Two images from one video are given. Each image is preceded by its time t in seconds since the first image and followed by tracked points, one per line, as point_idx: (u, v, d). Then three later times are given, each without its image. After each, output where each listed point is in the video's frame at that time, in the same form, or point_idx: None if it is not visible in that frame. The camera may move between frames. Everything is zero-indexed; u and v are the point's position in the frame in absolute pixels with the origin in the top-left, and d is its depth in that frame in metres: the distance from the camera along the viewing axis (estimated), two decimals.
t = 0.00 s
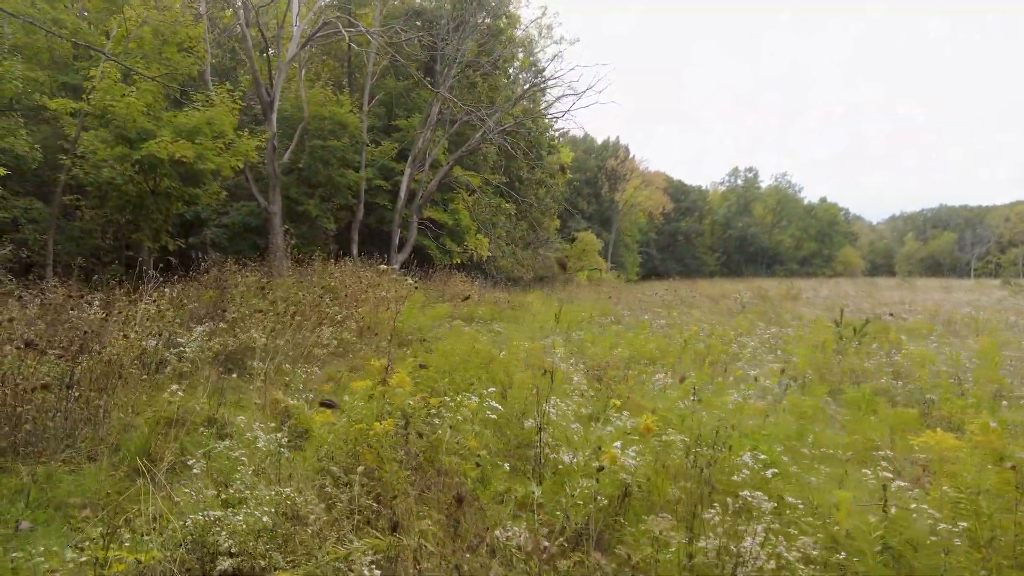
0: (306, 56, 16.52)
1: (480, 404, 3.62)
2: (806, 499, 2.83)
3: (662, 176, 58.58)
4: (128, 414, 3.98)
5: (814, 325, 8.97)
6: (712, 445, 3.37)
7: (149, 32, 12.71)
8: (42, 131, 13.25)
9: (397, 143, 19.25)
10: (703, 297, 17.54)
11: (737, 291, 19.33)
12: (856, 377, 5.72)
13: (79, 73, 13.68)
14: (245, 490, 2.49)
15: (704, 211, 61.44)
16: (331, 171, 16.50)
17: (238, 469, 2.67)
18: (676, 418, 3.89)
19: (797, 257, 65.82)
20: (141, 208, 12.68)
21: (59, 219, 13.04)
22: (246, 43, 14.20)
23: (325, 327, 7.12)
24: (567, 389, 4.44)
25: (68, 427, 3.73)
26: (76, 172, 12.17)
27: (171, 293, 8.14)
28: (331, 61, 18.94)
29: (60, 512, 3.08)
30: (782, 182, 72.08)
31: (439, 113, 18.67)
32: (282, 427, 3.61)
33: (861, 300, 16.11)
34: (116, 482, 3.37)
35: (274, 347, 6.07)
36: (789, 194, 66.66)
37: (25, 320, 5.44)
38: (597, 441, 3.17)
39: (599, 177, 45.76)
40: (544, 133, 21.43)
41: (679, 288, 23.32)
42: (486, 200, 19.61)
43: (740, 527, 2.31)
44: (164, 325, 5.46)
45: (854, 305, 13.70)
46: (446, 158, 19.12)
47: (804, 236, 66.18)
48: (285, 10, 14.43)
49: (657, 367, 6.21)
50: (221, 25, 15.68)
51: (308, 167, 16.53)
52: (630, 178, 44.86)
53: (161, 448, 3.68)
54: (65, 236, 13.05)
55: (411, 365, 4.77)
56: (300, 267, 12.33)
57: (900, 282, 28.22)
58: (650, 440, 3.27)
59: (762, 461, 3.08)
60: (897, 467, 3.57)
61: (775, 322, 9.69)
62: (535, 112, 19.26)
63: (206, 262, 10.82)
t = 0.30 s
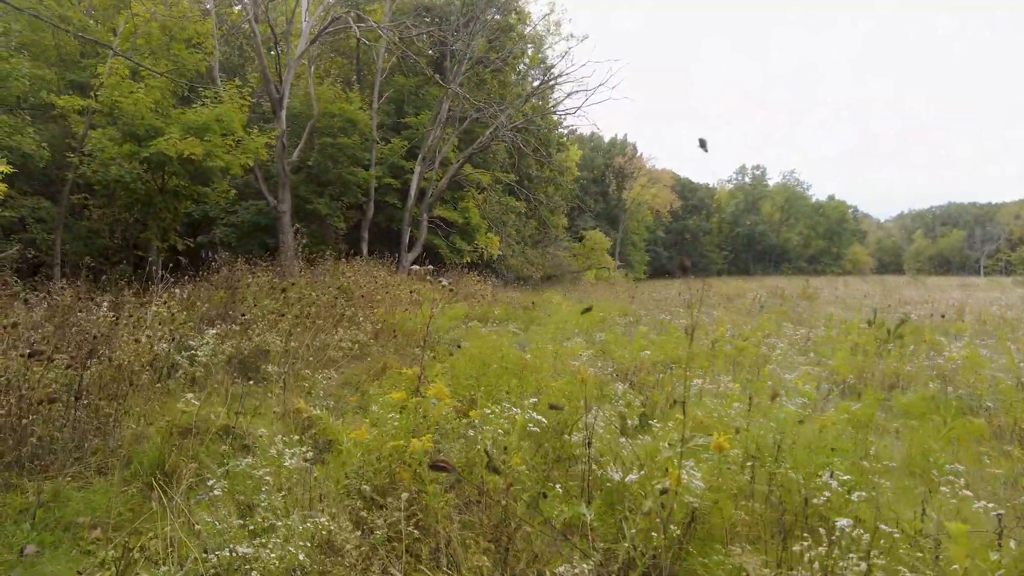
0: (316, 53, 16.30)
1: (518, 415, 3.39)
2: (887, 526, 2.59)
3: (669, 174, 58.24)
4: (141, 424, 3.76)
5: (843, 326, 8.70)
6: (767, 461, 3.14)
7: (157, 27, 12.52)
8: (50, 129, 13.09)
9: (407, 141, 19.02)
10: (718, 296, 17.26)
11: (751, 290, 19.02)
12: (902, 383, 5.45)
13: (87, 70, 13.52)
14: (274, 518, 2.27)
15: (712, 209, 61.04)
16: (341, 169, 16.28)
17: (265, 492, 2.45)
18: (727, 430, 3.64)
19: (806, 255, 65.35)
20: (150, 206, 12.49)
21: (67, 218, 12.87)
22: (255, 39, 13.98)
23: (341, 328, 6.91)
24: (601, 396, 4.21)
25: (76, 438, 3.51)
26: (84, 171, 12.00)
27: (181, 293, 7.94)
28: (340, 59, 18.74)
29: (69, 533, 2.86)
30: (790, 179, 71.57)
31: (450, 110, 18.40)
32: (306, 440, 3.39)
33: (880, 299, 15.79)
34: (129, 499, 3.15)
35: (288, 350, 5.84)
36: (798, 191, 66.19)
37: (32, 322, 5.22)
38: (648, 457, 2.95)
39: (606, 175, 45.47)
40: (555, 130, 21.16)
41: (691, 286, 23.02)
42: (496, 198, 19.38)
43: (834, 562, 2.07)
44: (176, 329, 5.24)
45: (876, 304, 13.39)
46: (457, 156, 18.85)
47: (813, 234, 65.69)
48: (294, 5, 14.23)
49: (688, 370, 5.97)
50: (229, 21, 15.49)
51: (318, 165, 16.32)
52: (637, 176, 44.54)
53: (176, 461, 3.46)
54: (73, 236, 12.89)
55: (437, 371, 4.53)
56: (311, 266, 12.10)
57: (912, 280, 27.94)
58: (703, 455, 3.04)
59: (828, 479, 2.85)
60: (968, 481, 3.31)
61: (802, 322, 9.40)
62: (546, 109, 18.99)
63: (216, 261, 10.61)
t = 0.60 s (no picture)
0: (329, 50, 16.16)
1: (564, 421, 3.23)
2: (981, 548, 2.38)
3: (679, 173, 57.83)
4: (164, 429, 3.58)
5: (876, 326, 8.43)
6: (832, 472, 2.95)
7: (171, 25, 12.41)
8: (63, 129, 12.99)
9: (420, 140, 18.82)
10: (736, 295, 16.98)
11: (769, 290, 18.73)
12: (953, 386, 5.20)
13: (100, 69, 13.41)
14: (319, 542, 2.08)
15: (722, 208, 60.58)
16: (354, 168, 16.10)
17: (308, 509, 2.31)
18: (784, 438, 3.42)
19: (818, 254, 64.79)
20: (164, 206, 12.36)
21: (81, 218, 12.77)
22: (269, 37, 13.84)
23: (362, 328, 6.72)
24: (643, 400, 3.99)
25: (96, 444, 3.31)
26: (98, 170, 11.88)
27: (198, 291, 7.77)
28: (353, 57, 18.57)
29: (91, 548, 2.67)
30: (802, 178, 70.93)
31: (464, 109, 18.20)
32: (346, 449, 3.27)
33: (902, 298, 15.50)
34: (153, 512, 2.96)
35: (309, 350, 5.65)
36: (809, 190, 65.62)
37: (48, 321, 5.05)
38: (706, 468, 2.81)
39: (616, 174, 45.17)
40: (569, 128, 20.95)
41: (707, 286, 22.76)
42: (511, 197, 19.20)
43: None
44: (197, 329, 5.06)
45: (901, 303, 13.10)
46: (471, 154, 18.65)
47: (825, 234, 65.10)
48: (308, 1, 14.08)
49: (724, 373, 5.74)
50: (242, 20, 15.36)
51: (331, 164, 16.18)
52: (647, 175, 44.21)
53: (200, 470, 3.28)
54: (87, 236, 12.78)
55: (469, 373, 4.33)
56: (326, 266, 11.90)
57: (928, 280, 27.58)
58: (762, 464, 2.87)
59: (901, 491, 2.68)
60: None
61: (832, 323, 9.14)
62: (560, 106, 18.76)
63: (231, 261, 10.46)
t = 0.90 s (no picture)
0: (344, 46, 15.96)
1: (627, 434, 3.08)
2: None
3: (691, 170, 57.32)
4: (189, 436, 3.39)
5: (913, 326, 8.14)
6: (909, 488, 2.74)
7: (187, 19, 12.24)
8: (78, 125, 12.86)
9: (435, 137, 18.60)
10: (755, 293, 16.68)
11: (789, 288, 18.40)
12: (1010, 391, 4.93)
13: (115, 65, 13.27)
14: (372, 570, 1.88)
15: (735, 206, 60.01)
16: (369, 165, 15.91)
17: (355, 531, 2.11)
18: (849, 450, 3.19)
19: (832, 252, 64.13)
20: (179, 203, 12.20)
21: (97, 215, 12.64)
22: (285, 31, 13.65)
23: (385, 328, 6.52)
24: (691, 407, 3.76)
25: (117, 451, 3.12)
26: (114, 167, 11.74)
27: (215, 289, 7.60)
28: (367, 53, 18.39)
29: (116, 566, 2.48)
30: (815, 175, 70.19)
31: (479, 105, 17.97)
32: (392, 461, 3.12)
33: (927, 297, 15.15)
34: (179, 526, 2.78)
35: (333, 351, 5.45)
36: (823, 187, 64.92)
37: (66, 320, 4.87)
38: (777, 485, 2.64)
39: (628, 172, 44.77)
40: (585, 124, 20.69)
41: (723, 284, 22.44)
42: (526, 194, 18.96)
43: None
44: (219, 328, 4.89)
45: (927, 302, 12.76)
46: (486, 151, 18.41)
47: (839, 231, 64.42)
48: None
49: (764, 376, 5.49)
50: (258, 15, 15.21)
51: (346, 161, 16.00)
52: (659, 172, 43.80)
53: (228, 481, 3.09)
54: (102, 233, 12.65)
55: (504, 378, 4.11)
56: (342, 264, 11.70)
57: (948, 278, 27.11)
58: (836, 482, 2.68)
59: (995, 515, 2.47)
60: None
61: (865, 323, 8.85)
62: (577, 102, 18.49)
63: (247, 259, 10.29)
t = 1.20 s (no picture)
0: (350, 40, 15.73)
1: (675, 456, 2.88)
2: None
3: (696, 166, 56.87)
4: (196, 451, 3.19)
5: (938, 326, 7.91)
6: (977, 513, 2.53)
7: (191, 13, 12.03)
8: (81, 121, 12.65)
9: (441, 132, 18.36)
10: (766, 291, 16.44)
11: (799, 285, 18.14)
12: None
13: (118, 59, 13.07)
14: None
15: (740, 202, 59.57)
16: (376, 160, 15.69)
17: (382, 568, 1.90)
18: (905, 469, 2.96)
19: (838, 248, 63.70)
20: (184, 199, 11.96)
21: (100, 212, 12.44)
22: (290, 25, 13.43)
23: (397, 330, 6.30)
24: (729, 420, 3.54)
25: (121, 467, 2.91)
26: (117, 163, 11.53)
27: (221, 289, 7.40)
28: (372, 47, 18.15)
29: None
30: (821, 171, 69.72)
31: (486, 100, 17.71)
32: (419, 482, 2.93)
33: (941, 295, 14.88)
34: (188, 551, 2.58)
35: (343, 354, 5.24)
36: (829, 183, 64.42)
37: (67, 324, 4.67)
38: (836, 511, 2.43)
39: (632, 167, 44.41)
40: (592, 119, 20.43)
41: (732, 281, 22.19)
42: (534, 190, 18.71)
43: None
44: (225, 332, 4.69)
45: (945, 300, 12.51)
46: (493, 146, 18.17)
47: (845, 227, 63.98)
48: None
49: (794, 380, 5.26)
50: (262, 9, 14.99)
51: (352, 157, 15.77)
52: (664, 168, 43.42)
53: (240, 502, 2.89)
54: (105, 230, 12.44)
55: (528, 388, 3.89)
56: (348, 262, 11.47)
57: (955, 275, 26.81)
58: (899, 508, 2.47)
59: None
60: None
61: (887, 323, 8.61)
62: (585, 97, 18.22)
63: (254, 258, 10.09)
